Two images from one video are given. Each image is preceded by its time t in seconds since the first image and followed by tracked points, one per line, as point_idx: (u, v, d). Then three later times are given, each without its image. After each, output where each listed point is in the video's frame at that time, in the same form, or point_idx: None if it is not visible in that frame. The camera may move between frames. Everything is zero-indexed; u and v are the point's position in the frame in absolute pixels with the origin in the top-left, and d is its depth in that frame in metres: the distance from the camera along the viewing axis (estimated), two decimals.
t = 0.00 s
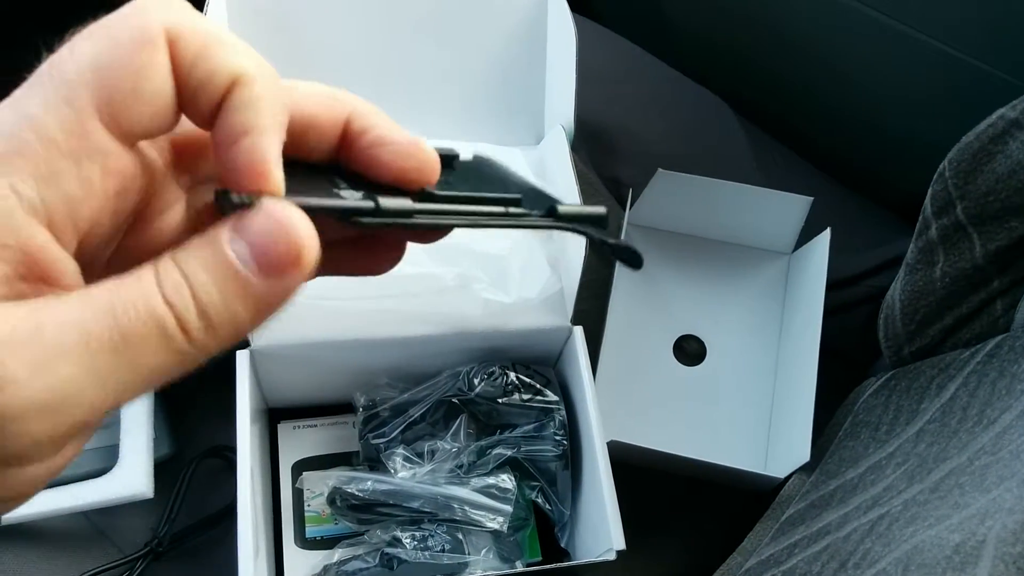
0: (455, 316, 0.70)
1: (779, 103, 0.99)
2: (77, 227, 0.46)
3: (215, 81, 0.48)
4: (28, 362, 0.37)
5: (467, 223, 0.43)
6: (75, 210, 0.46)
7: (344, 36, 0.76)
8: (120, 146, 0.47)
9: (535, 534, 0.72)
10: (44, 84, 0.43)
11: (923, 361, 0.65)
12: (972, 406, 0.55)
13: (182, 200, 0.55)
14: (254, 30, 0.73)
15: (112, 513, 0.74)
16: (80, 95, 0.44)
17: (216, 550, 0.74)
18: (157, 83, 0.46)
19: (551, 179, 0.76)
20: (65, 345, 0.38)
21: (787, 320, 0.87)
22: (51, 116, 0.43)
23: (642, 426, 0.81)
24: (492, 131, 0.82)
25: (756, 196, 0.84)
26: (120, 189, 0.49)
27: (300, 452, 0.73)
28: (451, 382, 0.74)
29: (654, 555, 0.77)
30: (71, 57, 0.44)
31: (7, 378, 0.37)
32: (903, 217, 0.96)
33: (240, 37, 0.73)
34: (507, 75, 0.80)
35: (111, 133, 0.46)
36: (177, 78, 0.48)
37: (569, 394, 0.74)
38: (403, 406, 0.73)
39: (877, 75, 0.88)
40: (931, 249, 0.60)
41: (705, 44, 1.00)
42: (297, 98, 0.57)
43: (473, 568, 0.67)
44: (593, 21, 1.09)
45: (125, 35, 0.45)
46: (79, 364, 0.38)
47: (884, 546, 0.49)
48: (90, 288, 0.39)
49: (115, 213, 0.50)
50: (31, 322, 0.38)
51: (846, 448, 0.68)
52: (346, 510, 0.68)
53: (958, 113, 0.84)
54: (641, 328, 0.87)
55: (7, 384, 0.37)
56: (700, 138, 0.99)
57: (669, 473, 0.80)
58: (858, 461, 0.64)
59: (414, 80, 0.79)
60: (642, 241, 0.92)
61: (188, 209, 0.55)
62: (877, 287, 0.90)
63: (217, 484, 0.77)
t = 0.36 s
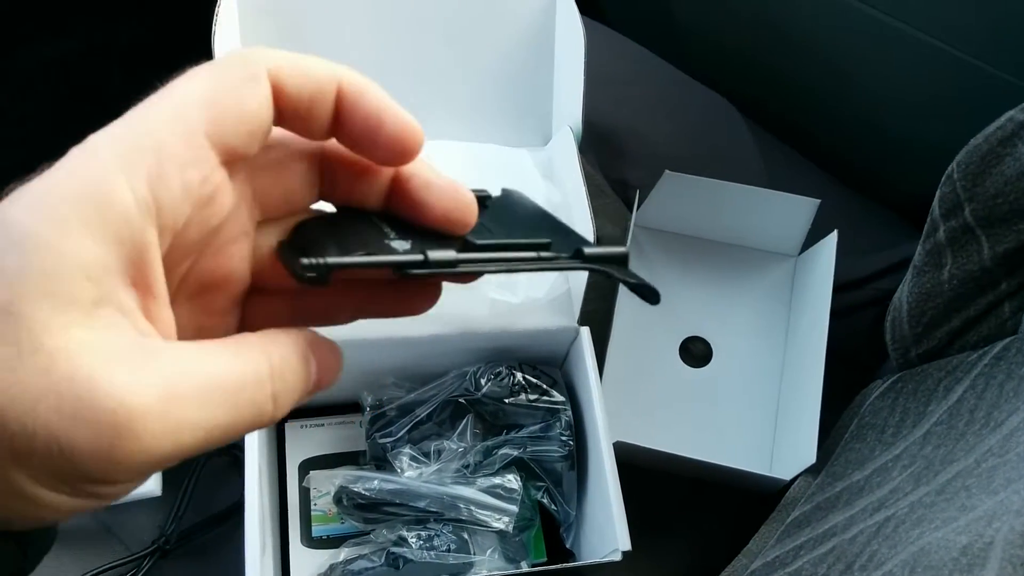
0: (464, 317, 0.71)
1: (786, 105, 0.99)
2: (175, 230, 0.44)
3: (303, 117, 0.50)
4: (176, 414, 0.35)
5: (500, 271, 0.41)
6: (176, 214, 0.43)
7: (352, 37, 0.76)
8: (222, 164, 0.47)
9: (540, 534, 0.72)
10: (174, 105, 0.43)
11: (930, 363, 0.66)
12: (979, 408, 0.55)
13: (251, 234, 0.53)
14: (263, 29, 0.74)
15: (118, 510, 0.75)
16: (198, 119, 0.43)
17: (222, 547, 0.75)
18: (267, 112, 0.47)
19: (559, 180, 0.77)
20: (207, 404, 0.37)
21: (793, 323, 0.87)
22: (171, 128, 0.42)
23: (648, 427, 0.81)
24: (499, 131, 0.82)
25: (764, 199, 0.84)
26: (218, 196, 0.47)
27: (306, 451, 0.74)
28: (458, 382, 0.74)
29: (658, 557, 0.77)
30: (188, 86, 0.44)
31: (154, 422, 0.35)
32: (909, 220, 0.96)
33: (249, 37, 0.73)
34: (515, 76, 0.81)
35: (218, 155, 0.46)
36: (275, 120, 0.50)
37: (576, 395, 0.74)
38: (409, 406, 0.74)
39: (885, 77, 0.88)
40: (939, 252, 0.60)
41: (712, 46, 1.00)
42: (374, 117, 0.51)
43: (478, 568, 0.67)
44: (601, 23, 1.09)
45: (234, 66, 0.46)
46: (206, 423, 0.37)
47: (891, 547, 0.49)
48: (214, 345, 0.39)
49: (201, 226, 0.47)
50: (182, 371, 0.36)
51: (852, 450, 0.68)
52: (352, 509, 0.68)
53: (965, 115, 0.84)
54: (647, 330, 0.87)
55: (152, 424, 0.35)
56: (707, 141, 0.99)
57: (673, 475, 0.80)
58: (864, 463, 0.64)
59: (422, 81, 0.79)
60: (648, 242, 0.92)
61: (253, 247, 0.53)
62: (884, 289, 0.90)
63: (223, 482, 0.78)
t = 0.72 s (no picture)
0: (462, 317, 0.71)
1: (787, 104, 0.99)
2: (174, 241, 0.44)
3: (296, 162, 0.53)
4: (171, 389, 0.35)
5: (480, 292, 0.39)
6: (177, 224, 0.43)
7: (353, 38, 0.77)
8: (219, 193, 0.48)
9: (541, 536, 0.72)
10: (179, 139, 0.44)
11: (931, 362, 0.66)
12: (980, 407, 0.54)
13: (240, 264, 0.53)
14: (263, 31, 0.74)
15: (119, 512, 0.75)
16: (200, 152, 0.45)
17: (224, 549, 0.75)
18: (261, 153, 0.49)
19: (560, 181, 0.77)
20: (203, 383, 0.36)
21: (795, 323, 0.87)
22: (177, 155, 0.43)
23: (649, 427, 0.81)
24: (500, 132, 0.82)
25: (764, 199, 0.84)
26: (216, 214, 0.48)
27: (307, 452, 0.74)
28: (459, 384, 0.74)
29: (659, 558, 0.77)
30: (190, 126, 0.46)
31: (147, 387, 0.34)
32: (910, 219, 0.96)
33: (249, 38, 0.73)
34: (515, 77, 0.81)
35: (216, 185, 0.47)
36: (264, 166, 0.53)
37: (577, 395, 0.74)
38: (410, 407, 0.74)
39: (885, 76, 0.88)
40: (939, 251, 0.60)
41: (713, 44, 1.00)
42: (357, 161, 0.55)
43: (480, 568, 0.67)
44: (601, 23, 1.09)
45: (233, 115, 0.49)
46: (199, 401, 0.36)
47: (892, 547, 0.49)
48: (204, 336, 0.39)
49: (197, 245, 0.48)
50: (178, 350, 0.36)
51: (853, 449, 0.68)
52: (354, 511, 0.68)
53: (966, 114, 0.84)
54: (648, 331, 0.87)
55: (147, 388, 0.34)
56: (708, 141, 1.00)
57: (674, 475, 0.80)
58: (865, 462, 0.64)
59: (422, 81, 0.79)
60: (649, 242, 0.92)
61: (241, 278, 0.53)
62: (885, 288, 0.90)
63: (224, 484, 0.78)
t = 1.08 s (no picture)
0: (463, 316, 0.70)
1: (786, 103, 0.98)
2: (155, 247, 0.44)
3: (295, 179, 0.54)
4: (95, 379, 0.32)
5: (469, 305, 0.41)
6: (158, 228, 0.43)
7: (351, 37, 0.76)
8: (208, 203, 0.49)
9: (540, 535, 0.72)
10: (168, 144, 0.44)
11: (929, 361, 0.65)
12: (978, 405, 0.54)
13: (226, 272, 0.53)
14: (261, 29, 0.74)
15: (116, 511, 0.75)
16: (188, 158, 0.45)
17: (221, 548, 0.75)
18: (256, 163, 0.50)
19: (558, 180, 0.77)
20: (138, 373, 0.33)
21: (793, 321, 0.87)
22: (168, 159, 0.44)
23: (648, 426, 0.81)
24: (499, 130, 0.82)
25: (762, 197, 0.84)
26: (203, 221, 0.48)
27: (304, 451, 0.74)
28: (457, 382, 0.74)
29: (657, 557, 0.77)
30: (184, 134, 0.46)
31: (113, 373, 0.32)
32: (909, 217, 0.96)
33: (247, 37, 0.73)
34: (514, 75, 0.80)
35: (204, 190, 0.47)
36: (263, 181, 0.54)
37: (575, 394, 0.74)
38: (408, 405, 0.74)
39: (884, 74, 0.87)
40: (938, 249, 0.60)
41: (713, 42, 1.00)
42: (355, 180, 0.56)
43: (478, 567, 0.67)
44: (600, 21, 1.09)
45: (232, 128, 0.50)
46: (190, 381, 0.34)
47: (890, 546, 0.49)
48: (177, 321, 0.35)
49: (183, 251, 0.48)
50: (112, 335, 0.33)
51: (851, 448, 0.68)
52: (351, 510, 0.68)
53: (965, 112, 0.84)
54: (646, 330, 0.87)
55: (112, 384, 0.32)
56: (707, 139, 0.99)
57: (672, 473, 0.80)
58: (863, 461, 0.64)
59: (420, 80, 0.79)
60: (647, 241, 0.92)
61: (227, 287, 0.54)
62: (884, 287, 0.90)
63: (221, 483, 0.78)
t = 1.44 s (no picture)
0: (462, 316, 0.72)
1: (784, 103, 0.98)
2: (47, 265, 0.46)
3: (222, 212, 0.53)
4: None
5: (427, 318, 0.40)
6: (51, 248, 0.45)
7: (351, 37, 0.76)
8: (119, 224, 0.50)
9: (540, 535, 0.72)
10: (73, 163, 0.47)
11: (928, 361, 0.65)
12: (978, 406, 0.54)
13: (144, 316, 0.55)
14: (261, 30, 0.74)
15: (116, 511, 0.75)
16: (92, 172, 0.47)
17: (221, 547, 0.75)
18: (177, 190, 0.51)
19: (558, 180, 0.77)
20: None
21: (793, 321, 0.87)
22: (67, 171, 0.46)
23: (647, 426, 0.81)
24: (499, 130, 0.82)
25: (761, 197, 0.84)
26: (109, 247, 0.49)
27: (304, 450, 0.74)
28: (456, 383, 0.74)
29: (656, 557, 0.77)
30: (104, 153, 0.48)
31: None
32: (909, 217, 0.96)
33: (247, 37, 0.73)
34: (514, 75, 0.80)
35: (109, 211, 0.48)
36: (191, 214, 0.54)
37: (574, 393, 0.74)
38: (407, 406, 0.73)
39: (884, 74, 0.87)
40: (937, 250, 0.60)
41: (711, 42, 1.00)
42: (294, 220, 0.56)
43: (478, 567, 0.67)
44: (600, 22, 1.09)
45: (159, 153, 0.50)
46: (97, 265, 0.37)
47: (889, 546, 0.49)
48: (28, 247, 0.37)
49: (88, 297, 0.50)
50: None
51: (850, 448, 0.68)
52: (351, 510, 0.68)
53: (965, 112, 0.84)
54: (645, 329, 0.87)
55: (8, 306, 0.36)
56: (706, 139, 0.99)
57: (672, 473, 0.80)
58: (862, 461, 0.64)
59: (420, 80, 0.79)
60: (646, 241, 0.92)
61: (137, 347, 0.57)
62: (883, 287, 0.90)
63: (221, 484, 0.78)
